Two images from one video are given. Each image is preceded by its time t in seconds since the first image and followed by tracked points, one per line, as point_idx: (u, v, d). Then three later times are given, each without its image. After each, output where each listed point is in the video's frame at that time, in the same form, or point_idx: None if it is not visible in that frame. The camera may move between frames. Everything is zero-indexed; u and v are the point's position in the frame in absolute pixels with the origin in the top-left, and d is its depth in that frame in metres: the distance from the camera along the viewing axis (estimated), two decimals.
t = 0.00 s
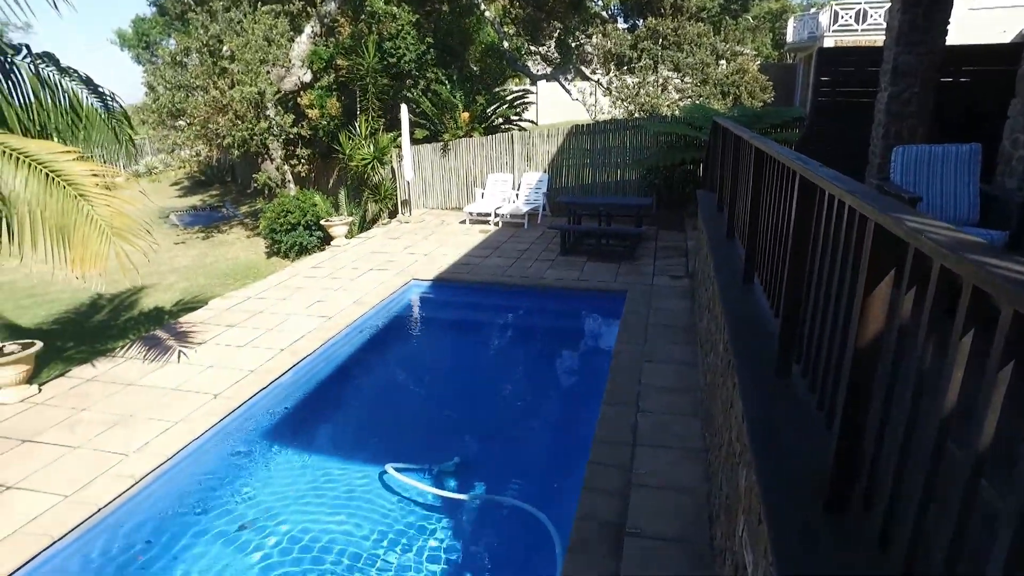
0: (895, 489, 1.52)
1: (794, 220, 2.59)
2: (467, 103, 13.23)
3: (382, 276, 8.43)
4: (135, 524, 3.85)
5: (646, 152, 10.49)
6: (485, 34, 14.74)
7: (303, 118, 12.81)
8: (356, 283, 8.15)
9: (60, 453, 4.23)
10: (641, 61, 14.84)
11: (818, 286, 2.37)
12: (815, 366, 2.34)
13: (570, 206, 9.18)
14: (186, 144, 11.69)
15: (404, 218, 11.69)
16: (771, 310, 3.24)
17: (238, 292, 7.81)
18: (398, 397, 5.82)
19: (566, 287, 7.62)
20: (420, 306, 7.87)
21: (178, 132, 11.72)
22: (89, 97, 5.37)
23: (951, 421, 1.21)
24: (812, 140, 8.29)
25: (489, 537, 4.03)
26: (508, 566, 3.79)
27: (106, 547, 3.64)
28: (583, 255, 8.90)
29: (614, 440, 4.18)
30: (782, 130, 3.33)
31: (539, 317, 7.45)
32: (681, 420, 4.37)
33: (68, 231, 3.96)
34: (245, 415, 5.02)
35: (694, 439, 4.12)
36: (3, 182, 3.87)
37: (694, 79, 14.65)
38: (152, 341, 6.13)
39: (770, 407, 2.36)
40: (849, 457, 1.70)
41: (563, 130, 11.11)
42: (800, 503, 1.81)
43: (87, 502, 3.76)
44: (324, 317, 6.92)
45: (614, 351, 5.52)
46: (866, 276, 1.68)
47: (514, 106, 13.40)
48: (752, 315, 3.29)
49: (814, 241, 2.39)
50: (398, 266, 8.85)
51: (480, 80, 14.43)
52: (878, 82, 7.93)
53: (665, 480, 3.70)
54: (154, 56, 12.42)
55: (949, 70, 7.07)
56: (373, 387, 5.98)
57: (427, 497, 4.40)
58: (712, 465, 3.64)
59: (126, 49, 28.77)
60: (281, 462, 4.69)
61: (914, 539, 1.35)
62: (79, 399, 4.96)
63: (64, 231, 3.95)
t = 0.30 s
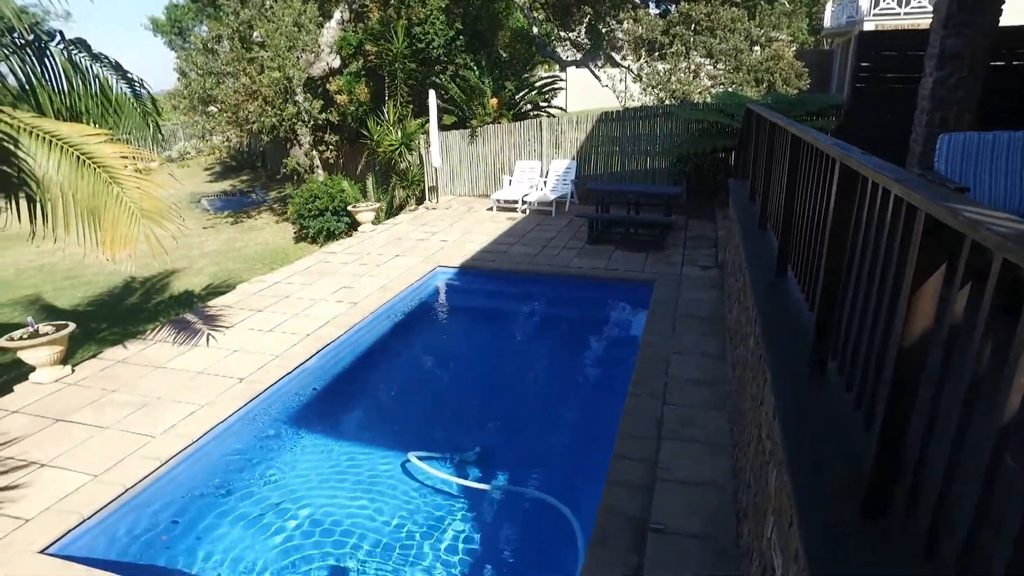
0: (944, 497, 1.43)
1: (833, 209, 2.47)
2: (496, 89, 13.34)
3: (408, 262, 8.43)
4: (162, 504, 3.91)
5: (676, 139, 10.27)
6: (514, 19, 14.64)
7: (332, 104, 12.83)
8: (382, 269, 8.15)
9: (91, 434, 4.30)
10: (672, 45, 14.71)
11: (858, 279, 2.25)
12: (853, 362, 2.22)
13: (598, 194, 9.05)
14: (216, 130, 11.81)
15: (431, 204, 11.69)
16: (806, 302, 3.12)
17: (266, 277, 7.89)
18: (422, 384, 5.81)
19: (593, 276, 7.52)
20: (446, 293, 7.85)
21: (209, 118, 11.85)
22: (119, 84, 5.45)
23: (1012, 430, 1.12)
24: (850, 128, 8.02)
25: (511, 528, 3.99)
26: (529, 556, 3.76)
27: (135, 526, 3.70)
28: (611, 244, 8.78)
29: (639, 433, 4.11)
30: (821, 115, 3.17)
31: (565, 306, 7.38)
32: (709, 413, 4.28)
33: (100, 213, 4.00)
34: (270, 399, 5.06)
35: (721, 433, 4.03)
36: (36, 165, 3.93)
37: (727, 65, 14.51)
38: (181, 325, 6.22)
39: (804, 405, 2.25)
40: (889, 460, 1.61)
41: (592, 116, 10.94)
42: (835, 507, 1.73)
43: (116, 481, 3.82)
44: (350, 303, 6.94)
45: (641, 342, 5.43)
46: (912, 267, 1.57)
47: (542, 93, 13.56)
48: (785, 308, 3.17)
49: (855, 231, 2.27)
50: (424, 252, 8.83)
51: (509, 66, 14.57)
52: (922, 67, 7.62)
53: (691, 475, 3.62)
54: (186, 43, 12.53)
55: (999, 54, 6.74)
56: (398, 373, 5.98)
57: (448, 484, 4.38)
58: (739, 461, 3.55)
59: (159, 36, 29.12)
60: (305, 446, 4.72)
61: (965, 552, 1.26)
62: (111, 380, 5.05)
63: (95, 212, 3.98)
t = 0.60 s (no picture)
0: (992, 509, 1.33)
1: (873, 198, 2.36)
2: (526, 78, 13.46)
3: (434, 250, 8.43)
4: (188, 486, 3.97)
5: (707, 129, 10.05)
6: (544, 7, 14.56)
7: (361, 92, 12.84)
8: (408, 257, 8.16)
9: (120, 415, 4.38)
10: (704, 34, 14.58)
11: (899, 273, 2.14)
12: (892, 360, 2.12)
13: (627, 183, 8.91)
14: (247, 117, 11.91)
15: (457, 193, 11.67)
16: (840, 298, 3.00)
17: (293, 263, 7.96)
18: (446, 372, 5.80)
19: (620, 266, 7.42)
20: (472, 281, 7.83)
21: (240, 105, 11.95)
22: (149, 71, 5.47)
23: None
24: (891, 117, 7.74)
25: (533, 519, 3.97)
26: (550, 549, 3.73)
27: (162, 507, 3.76)
28: (639, 234, 8.65)
29: (664, 427, 4.03)
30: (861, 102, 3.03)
31: (591, 296, 7.30)
32: (736, 409, 4.18)
33: (129, 198, 4.05)
34: (295, 385, 5.10)
35: (749, 430, 3.93)
36: (69, 150, 3.91)
37: (761, 53, 14.28)
38: (210, 309, 6.31)
39: (835, 405, 2.17)
40: (929, 467, 1.53)
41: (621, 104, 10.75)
42: (869, 513, 1.65)
43: (143, 463, 3.87)
44: (376, 290, 6.97)
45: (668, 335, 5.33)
46: (963, 262, 1.47)
47: (572, 81, 13.64)
48: (819, 303, 3.06)
49: (897, 225, 2.15)
50: (450, 241, 8.81)
51: (539, 54, 14.51)
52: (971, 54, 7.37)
53: (717, 471, 3.54)
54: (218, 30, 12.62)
55: None
56: (422, 361, 5.99)
57: (470, 473, 4.37)
58: (768, 458, 3.46)
59: (192, 23, 29.32)
60: (329, 432, 4.75)
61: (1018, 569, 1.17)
62: (140, 363, 5.14)
63: (125, 197, 4.03)
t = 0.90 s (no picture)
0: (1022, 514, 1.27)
1: (903, 187, 2.27)
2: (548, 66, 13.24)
3: (453, 238, 8.41)
4: (206, 468, 4.02)
5: (732, 118, 9.86)
6: None
7: (382, 80, 12.83)
8: (427, 245, 8.15)
9: (139, 398, 4.44)
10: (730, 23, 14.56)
11: (929, 264, 2.06)
12: (919, 353, 2.04)
13: (648, 173, 8.79)
14: (270, 105, 11.97)
15: (477, 181, 11.64)
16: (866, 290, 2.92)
17: (312, 250, 8.00)
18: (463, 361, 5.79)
19: (640, 256, 7.33)
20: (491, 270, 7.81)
21: (263, 93, 11.99)
22: (170, 58, 5.49)
23: None
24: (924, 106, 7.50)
25: (547, 509, 3.95)
26: (563, 540, 3.70)
27: (179, 490, 3.81)
28: (661, 225, 8.54)
29: (682, 420, 3.97)
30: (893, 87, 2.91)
31: (610, 287, 7.23)
32: (756, 403, 4.10)
33: (149, 184, 4.08)
34: (312, 371, 5.13)
35: (768, 424, 3.86)
36: (91, 137, 3.92)
37: (788, 41, 14.21)
38: (230, 295, 6.36)
39: (858, 400, 2.10)
40: (957, 468, 1.47)
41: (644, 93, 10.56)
42: (893, 512, 1.59)
43: (160, 446, 3.91)
44: (393, 277, 6.97)
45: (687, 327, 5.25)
46: (1001, 250, 1.40)
47: (594, 69, 13.35)
48: (843, 295, 2.97)
49: (929, 215, 2.06)
50: (469, 229, 8.78)
51: (562, 42, 14.33)
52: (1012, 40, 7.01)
53: (735, 466, 3.48)
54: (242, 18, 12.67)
55: None
56: (440, 349, 5.99)
57: (484, 462, 4.35)
58: (787, 453, 3.39)
59: (218, 12, 29.61)
60: (346, 419, 4.77)
61: None
62: (160, 347, 5.20)
63: (145, 183, 4.06)
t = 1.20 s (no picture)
0: None
1: (923, 177, 2.19)
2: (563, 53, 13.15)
3: (465, 227, 8.37)
4: (215, 454, 4.04)
5: (749, 107, 9.69)
6: None
7: (396, 68, 12.78)
8: (438, 234, 8.12)
9: (148, 384, 4.47)
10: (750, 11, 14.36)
11: (948, 256, 2.00)
12: (935, 346, 1.98)
13: (662, 162, 8.69)
14: (285, 92, 11.98)
15: (490, 170, 11.59)
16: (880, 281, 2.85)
17: (324, 237, 8.01)
18: (473, 350, 5.77)
19: (653, 246, 7.25)
20: (502, 259, 7.77)
21: (279, 80, 12.00)
22: (184, 44, 5.44)
23: None
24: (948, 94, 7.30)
25: (553, 500, 3.93)
26: (570, 531, 3.68)
27: (188, 475, 3.84)
28: (675, 214, 8.44)
29: (691, 412, 3.92)
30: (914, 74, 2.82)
31: (622, 277, 7.17)
32: (767, 396, 4.04)
33: (159, 169, 4.07)
34: (322, 358, 5.15)
35: (779, 417, 3.80)
36: (101, 121, 3.92)
37: (808, 29, 13.96)
38: (241, 282, 6.39)
39: (869, 394, 2.05)
40: (971, 468, 1.42)
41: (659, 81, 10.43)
42: (903, 511, 1.54)
43: (169, 431, 3.94)
44: (403, 266, 6.96)
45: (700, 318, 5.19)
46: None
47: (610, 57, 13.28)
48: (858, 287, 2.90)
49: (951, 203, 1.99)
50: (481, 218, 8.73)
51: (578, 29, 14.18)
52: None
53: (744, 459, 3.43)
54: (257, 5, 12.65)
55: None
56: (450, 338, 5.98)
57: (492, 451, 4.34)
58: (797, 447, 3.33)
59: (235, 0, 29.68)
60: (354, 405, 4.78)
61: None
62: (171, 333, 5.24)
63: (155, 168, 4.06)
